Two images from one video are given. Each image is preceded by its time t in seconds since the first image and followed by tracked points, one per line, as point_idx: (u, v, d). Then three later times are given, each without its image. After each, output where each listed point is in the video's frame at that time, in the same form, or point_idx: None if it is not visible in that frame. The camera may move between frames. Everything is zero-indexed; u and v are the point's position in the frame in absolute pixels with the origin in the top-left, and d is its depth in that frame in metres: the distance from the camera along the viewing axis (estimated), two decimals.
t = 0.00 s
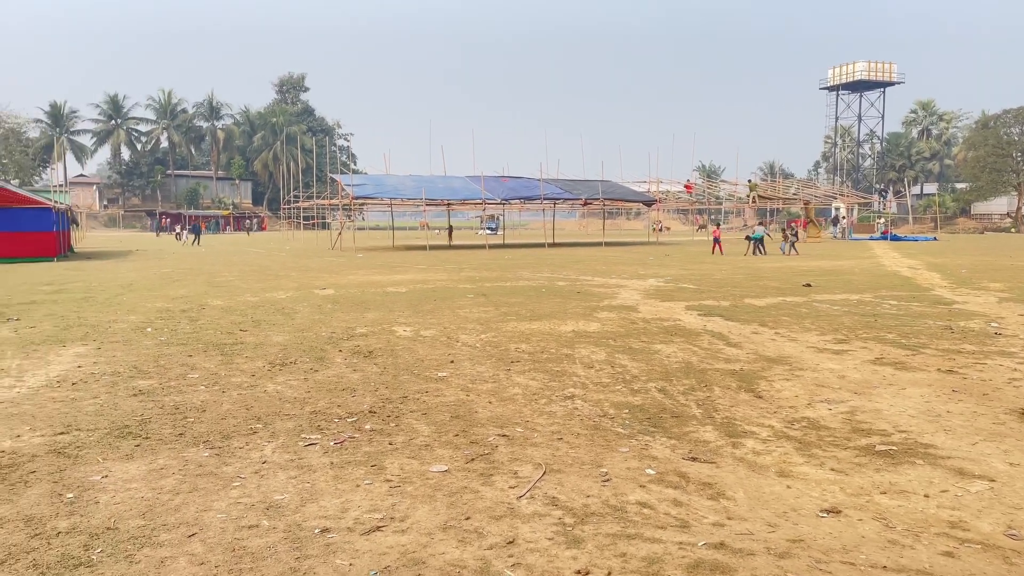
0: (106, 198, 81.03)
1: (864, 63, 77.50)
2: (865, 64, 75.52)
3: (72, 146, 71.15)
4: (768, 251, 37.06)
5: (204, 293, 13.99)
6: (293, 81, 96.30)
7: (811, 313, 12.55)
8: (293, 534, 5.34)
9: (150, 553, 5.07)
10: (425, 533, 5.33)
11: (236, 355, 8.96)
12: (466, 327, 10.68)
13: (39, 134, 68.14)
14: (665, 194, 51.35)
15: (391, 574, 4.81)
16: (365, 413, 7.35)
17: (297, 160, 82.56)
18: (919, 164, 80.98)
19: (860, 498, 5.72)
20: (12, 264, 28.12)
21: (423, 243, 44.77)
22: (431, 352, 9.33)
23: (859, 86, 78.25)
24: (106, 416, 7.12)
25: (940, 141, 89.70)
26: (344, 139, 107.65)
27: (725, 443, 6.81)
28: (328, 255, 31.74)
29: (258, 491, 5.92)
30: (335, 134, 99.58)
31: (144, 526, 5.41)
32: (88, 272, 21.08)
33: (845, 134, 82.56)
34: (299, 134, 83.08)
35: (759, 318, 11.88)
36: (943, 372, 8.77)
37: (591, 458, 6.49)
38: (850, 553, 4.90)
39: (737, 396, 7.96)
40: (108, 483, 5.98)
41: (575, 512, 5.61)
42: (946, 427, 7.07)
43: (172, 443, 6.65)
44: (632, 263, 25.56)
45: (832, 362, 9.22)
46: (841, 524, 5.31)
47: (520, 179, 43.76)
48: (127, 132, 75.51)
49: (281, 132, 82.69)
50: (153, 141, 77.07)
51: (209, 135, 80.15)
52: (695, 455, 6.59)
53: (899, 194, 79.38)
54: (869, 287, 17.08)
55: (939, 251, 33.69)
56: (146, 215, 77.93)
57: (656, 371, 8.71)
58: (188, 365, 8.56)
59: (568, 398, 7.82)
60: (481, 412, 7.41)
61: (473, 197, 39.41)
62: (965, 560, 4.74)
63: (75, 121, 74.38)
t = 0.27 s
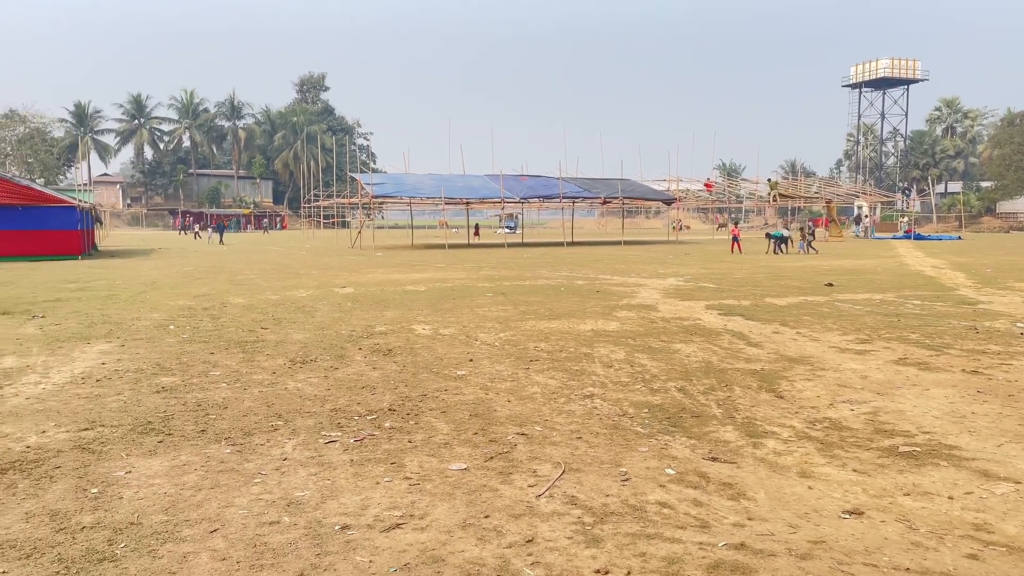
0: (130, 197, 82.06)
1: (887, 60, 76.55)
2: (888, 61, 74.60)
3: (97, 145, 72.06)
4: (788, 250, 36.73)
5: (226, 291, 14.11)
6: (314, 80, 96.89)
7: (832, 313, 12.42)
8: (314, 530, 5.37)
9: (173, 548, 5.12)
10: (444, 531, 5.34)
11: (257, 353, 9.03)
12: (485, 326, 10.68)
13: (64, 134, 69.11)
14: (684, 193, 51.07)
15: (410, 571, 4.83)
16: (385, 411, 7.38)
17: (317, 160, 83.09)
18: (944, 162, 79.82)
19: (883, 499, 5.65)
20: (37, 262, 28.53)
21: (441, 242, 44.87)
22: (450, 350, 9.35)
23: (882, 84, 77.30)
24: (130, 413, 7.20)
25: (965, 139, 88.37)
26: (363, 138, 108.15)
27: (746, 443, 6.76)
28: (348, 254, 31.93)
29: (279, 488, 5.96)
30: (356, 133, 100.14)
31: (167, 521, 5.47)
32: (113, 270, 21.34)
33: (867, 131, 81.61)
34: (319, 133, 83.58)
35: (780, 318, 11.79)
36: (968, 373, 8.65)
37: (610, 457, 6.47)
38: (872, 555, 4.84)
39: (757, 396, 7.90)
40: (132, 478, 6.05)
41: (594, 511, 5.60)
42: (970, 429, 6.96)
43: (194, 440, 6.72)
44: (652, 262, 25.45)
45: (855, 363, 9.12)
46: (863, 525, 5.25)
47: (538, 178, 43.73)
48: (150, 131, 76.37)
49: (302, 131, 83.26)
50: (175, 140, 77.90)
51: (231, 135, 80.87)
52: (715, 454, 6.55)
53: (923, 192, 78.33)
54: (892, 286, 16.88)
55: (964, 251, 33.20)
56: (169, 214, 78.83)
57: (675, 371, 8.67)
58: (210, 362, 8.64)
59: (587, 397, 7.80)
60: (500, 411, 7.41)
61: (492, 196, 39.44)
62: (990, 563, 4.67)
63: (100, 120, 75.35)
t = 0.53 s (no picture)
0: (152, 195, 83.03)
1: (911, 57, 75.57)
2: (911, 58, 73.68)
3: (120, 145, 72.92)
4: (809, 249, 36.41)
5: (247, 289, 14.23)
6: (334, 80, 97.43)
7: (854, 312, 12.30)
8: (333, 527, 5.40)
9: (194, 543, 5.18)
10: (463, 529, 5.35)
11: (277, 351, 9.10)
12: (504, 324, 10.69)
13: (89, 133, 70.03)
14: (704, 191, 50.79)
15: (429, 569, 4.84)
16: (404, 409, 7.40)
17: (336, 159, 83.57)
18: (969, 159, 78.67)
19: (905, 501, 5.58)
20: (61, 260, 28.93)
21: (460, 241, 44.98)
22: (469, 349, 9.36)
23: (905, 81, 76.35)
24: (152, 409, 7.28)
25: (990, 137, 87.05)
26: (382, 137, 108.61)
27: (766, 444, 6.71)
28: (367, 252, 32.09)
29: (299, 484, 6.00)
30: (375, 132, 100.56)
31: (189, 517, 5.52)
32: (136, 268, 21.60)
33: (890, 129, 80.65)
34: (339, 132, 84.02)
35: (801, 317, 11.69)
36: (993, 374, 8.52)
37: (629, 457, 6.45)
38: (895, 557, 4.78)
39: (778, 396, 7.84)
40: (154, 474, 6.12)
41: (613, 510, 5.58)
42: (995, 430, 6.86)
43: (216, 436, 6.78)
44: (671, 261, 25.34)
45: (877, 363, 9.02)
46: (885, 527, 5.19)
47: (557, 176, 43.68)
48: (173, 131, 77.19)
49: (322, 130, 83.76)
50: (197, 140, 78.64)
51: (252, 134, 81.54)
52: (736, 455, 6.50)
53: (947, 190, 77.28)
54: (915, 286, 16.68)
55: (989, 250, 32.72)
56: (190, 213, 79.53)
57: (695, 370, 8.62)
58: (231, 360, 8.72)
59: (606, 396, 7.77)
60: (518, 409, 7.41)
61: (511, 194, 39.46)
62: (1015, 566, 4.59)
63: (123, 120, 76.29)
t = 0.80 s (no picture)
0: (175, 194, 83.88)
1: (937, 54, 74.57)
2: (937, 55, 72.73)
3: (144, 143, 73.71)
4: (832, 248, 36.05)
5: (269, 287, 14.34)
6: (355, 79, 97.89)
7: (878, 312, 12.15)
8: (354, 523, 5.43)
9: (217, 539, 5.23)
10: (483, 527, 5.36)
11: (298, 348, 9.16)
12: (523, 323, 10.69)
13: (114, 132, 70.82)
14: (726, 190, 50.46)
15: (448, 567, 4.86)
16: (424, 406, 7.43)
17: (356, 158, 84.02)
18: (995, 158, 77.44)
19: (930, 503, 5.51)
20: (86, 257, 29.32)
21: (480, 239, 45.05)
22: (488, 347, 9.36)
23: (931, 78, 75.35)
24: (176, 405, 7.36)
25: (1018, 135, 85.65)
26: (402, 136, 109.00)
27: (788, 444, 6.65)
28: (387, 250, 32.22)
29: (320, 481, 6.04)
30: (395, 131, 100.91)
31: (211, 513, 5.58)
32: (160, 266, 21.85)
33: (915, 127, 79.62)
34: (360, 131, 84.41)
35: (824, 317, 11.58)
36: (1020, 375, 8.38)
37: (649, 456, 6.42)
38: (918, 560, 4.72)
39: (800, 396, 7.77)
40: (178, 470, 6.19)
41: (633, 510, 5.56)
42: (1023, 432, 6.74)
43: (238, 432, 6.84)
44: (692, 260, 25.22)
45: (901, 363, 8.91)
46: (909, 529, 5.12)
47: (576, 175, 43.59)
48: (196, 130, 77.95)
49: (343, 130, 84.19)
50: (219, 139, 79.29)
51: (274, 133, 82.07)
52: (757, 455, 6.45)
53: (973, 189, 76.21)
54: (941, 285, 16.44)
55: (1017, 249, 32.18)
56: (212, 211, 80.06)
57: (715, 370, 8.57)
58: (252, 357, 8.80)
59: (625, 395, 7.75)
60: (538, 408, 7.41)
61: (531, 193, 39.45)
62: None
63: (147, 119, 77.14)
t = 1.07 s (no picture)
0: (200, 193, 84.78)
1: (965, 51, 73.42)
2: (965, 52, 71.60)
3: (170, 143, 74.58)
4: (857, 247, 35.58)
5: (292, 285, 14.44)
6: (377, 79, 98.37)
7: (904, 313, 11.99)
8: (376, 521, 5.46)
9: (241, 534, 5.28)
10: (504, 526, 5.37)
11: (321, 346, 9.22)
12: (544, 322, 10.68)
13: (140, 132, 71.68)
14: (749, 189, 50.06)
15: (470, 565, 4.87)
16: (446, 405, 7.45)
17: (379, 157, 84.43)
18: None
19: (957, 506, 5.42)
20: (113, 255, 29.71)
21: (501, 238, 45.05)
22: (510, 346, 9.36)
23: (960, 76, 74.18)
24: (201, 402, 7.45)
25: None
26: (423, 135, 109.37)
27: (813, 446, 6.58)
28: (408, 249, 32.35)
29: (342, 478, 6.08)
30: (417, 130, 101.23)
31: (236, 508, 5.64)
32: (185, 264, 22.11)
33: (943, 125, 78.41)
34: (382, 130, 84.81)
35: (849, 317, 11.45)
36: None
37: (671, 456, 6.39)
38: (946, 563, 4.65)
39: (825, 397, 7.68)
40: (203, 465, 6.26)
41: (655, 510, 5.53)
42: None
43: (262, 429, 6.91)
44: (714, 259, 25.04)
45: (927, 364, 8.78)
46: (936, 532, 5.05)
47: (598, 174, 43.46)
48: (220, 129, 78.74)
49: (365, 129, 84.61)
50: (243, 138, 79.94)
51: (297, 132, 82.63)
52: (780, 456, 6.40)
53: (1002, 188, 74.88)
54: (969, 286, 16.17)
55: None
56: (236, 210, 80.68)
57: (739, 370, 8.50)
58: (276, 354, 8.87)
59: (647, 395, 7.71)
60: (559, 407, 7.40)
61: (552, 191, 39.39)
62: None
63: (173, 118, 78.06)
